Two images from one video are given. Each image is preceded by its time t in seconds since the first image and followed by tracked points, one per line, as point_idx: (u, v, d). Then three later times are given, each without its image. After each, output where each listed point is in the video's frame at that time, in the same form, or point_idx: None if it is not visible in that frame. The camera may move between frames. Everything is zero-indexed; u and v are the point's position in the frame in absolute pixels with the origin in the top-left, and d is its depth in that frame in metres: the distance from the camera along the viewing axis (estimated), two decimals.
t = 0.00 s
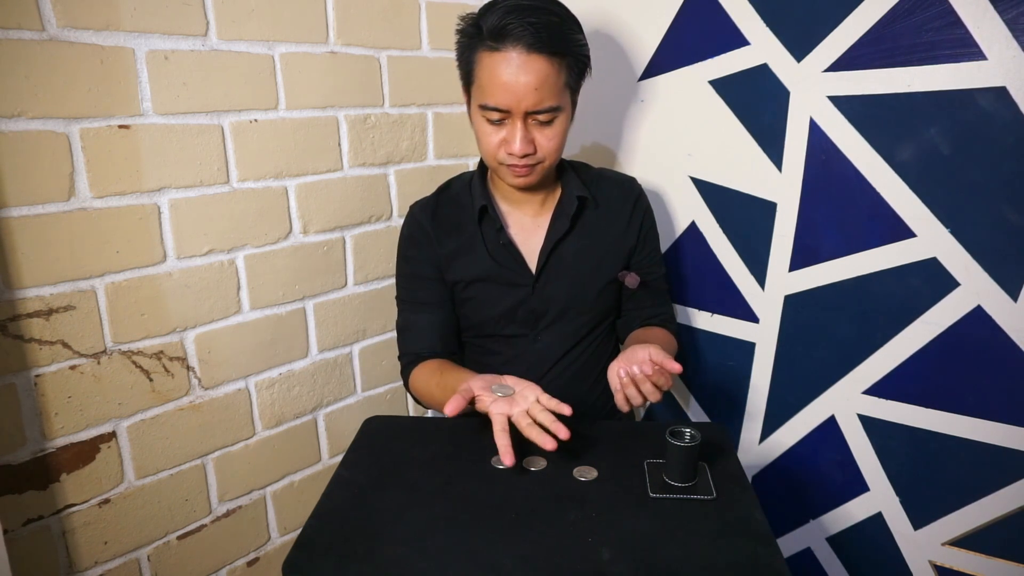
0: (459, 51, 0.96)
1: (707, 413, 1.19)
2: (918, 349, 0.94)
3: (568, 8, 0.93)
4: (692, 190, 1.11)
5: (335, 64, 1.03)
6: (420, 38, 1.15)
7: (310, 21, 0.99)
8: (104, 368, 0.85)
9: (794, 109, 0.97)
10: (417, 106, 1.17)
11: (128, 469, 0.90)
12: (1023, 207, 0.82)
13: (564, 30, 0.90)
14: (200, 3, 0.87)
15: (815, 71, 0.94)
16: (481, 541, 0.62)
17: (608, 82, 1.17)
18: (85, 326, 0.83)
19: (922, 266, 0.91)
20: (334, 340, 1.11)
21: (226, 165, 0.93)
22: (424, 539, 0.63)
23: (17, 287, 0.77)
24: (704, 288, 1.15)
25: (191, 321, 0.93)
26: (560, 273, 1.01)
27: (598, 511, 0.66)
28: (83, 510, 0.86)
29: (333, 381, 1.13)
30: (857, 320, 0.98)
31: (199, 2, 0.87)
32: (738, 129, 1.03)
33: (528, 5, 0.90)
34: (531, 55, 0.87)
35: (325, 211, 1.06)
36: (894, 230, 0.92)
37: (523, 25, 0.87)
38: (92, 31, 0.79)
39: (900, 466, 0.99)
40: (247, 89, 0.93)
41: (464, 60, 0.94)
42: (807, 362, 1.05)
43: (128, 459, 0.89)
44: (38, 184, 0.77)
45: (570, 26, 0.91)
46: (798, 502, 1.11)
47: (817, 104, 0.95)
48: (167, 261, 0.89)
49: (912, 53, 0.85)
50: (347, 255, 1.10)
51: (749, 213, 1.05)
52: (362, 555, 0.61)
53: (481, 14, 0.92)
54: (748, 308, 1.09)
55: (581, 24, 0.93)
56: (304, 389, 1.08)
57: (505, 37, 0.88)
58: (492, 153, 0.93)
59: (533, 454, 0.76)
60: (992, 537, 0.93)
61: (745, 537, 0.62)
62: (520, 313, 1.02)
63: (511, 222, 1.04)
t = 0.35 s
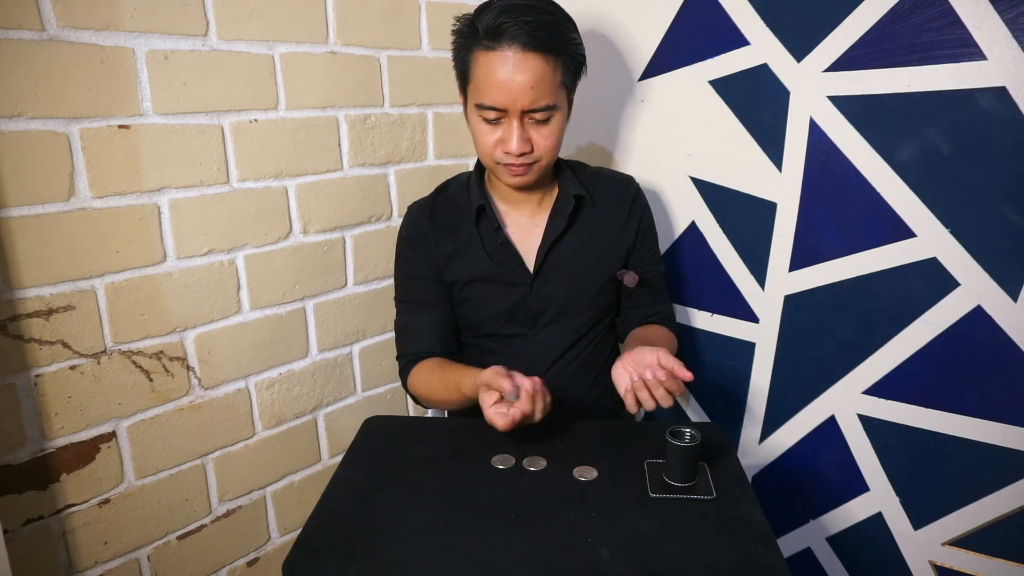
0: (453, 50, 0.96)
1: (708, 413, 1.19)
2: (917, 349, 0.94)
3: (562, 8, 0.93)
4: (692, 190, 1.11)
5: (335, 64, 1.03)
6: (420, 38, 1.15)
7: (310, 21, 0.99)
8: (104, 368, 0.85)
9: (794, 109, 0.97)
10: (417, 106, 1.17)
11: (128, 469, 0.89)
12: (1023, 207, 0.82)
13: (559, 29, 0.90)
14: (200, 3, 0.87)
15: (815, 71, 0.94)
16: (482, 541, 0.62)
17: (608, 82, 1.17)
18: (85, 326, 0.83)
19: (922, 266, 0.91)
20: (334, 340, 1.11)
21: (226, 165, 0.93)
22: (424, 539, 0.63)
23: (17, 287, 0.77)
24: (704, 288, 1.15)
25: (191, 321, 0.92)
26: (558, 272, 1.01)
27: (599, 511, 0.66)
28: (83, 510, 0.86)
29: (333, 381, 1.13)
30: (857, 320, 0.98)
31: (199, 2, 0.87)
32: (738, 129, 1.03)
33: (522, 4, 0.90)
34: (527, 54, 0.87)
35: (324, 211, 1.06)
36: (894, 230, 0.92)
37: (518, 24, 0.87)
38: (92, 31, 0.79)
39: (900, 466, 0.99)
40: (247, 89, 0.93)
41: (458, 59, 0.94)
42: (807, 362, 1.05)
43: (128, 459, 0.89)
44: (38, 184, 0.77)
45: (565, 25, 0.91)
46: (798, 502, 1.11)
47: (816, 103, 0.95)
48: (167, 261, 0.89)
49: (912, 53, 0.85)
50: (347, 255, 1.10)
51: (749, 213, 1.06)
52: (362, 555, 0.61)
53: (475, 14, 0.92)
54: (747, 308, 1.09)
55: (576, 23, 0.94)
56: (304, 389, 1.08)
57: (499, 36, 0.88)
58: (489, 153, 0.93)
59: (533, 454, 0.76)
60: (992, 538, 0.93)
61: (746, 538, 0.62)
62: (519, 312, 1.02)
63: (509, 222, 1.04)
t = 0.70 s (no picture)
0: (450, 63, 0.96)
1: (708, 413, 1.19)
2: (917, 349, 0.94)
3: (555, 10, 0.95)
4: (692, 190, 1.11)
5: (335, 64, 1.03)
6: (420, 38, 1.15)
7: (310, 21, 0.99)
8: (104, 368, 0.85)
9: (794, 108, 0.97)
10: (417, 106, 1.17)
11: (128, 469, 0.89)
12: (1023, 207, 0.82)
13: (560, 30, 0.91)
14: (200, 3, 0.87)
15: (815, 71, 0.94)
16: (482, 541, 0.62)
17: (608, 82, 1.17)
18: (85, 326, 0.83)
19: (922, 266, 0.90)
20: (334, 340, 1.11)
21: (226, 165, 0.93)
22: (424, 538, 0.63)
23: (17, 287, 0.77)
24: (704, 288, 1.15)
25: (191, 321, 0.92)
26: (553, 267, 1.01)
27: (599, 511, 0.66)
28: (83, 510, 0.86)
29: (333, 381, 1.13)
30: (857, 320, 0.98)
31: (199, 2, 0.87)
32: (738, 129, 1.03)
33: (516, 8, 0.90)
34: (538, 57, 0.87)
35: (324, 211, 1.06)
36: (894, 230, 0.92)
37: (517, 28, 0.88)
38: (92, 31, 0.79)
39: (900, 466, 0.99)
40: (247, 89, 0.93)
41: (458, 71, 0.94)
42: (807, 362, 1.05)
43: (128, 459, 0.89)
44: (38, 184, 0.77)
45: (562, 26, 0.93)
46: (798, 502, 1.11)
47: (816, 104, 0.95)
48: (167, 261, 0.89)
49: (912, 53, 0.85)
50: (347, 255, 1.10)
51: (749, 213, 1.06)
52: (362, 555, 0.61)
53: (471, 22, 0.91)
54: (747, 308, 1.09)
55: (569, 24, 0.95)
56: (304, 389, 1.08)
57: (501, 42, 0.88)
58: (504, 160, 0.93)
59: (534, 454, 0.76)
60: (993, 538, 0.93)
61: (746, 538, 0.62)
62: (515, 309, 1.02)
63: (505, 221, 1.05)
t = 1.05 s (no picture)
0: (453, 75, 0.95)
1: (707, 413, 1.19)
2: (917, 349, 0.94)
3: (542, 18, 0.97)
4: (692, 190, 1.11)
5: (335, 64, 1.03)
6: (420, 38, 1.15)
7: (310, 21, 0.99)
8: (104, 368, 0.85)
9: (794, 108, 0.97)
10: (417, 106, 1.17)
11: (128, 469, 0.90)
12: (1023, 207, 0.82)
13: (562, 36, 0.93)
14: (200, 3, 0.87)
15: (815, 71, 0.94)
16: (482, 541, 0.62)
17: (608, 82, 1.17)
18: (85, 326, 0.83)
19: (922, 266, 0.91)
20: (334, 340, 1.11)
21: (226, 165, 0.93)
22: (423, 539, 0.63)
23: (17, 287, 0.77)
24: (704, 288, 1.15)
25: (192, 321, 0.93)
26: (548, 268, 1.01)
27: (598, 511, 0.66)
28: (83, 510, 0.86)
29: (333, 381, 1.13)
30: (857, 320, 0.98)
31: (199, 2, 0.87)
32: (738, 129, 1.03)
33: (517, 15, 0.91)
34: (553, 62, 0.89)
35: (324, 211, 1.06)
36: (894, 230, 0.92)
37: (527, 33, 0.89)
38: (92, 31, 0.79)
39: (900, 466, 0.99)
40: (247, 89, 0.93)
41: (464, 82, 0.94)
42: (807, 362, 1.05)
43: (128, 459, 0.89)
44: (38, 184, 0.77)
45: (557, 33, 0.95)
46: (798, 502, 1.11)
47: (816, 104, 0.95)
48: (167, 261, 0.89)
49: (912, 53, 0.85)
50: (347, 255, 1.11)
51: (749, 213, 1.06)
52: (362, 555, 0.61)
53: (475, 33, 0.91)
54: (747, 308, 1.10)
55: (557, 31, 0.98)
56: (304, 389, 1.08)
57: (512, 49, 0.88)
58: (526, 166, 0.92)
59: (533, 454, 0.76)
60: (992, 538, 0.93)
61: (745, 538, 0.62)
62: (510, 311, 1.01)
63: (498, 224, 1.05)
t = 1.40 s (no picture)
0: (424, 92, 0.94)
1: (707, 413, 1.19)
2: (917, 349, 0.94)
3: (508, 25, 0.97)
4: (692, 190, 1.11)
5: (335, 64, 1.03)
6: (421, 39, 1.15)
7: (310, 21, 0.99)
8: (104, 368, 0.85)
9: (793, 109, 0.97)
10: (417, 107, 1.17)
11: (128, 469, 0.90)
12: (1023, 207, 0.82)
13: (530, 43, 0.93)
14: (200, 3, 0.87)
15: (815, 71, 0.94)
16: (481, 541, 0.62)
17: (608, 82, 1.17)
18: (85, 326, 0.83)
19: (922, 266, 0.91)
20: (334, 340, 1.11)
21: (226, 165, 0.93)
22: (423, 539, 0.63)
23: (17, 287, 0.77)
24: (704, 288, 1.15)
25: (191, 321, 0.93)
26: (537, 270, 1.01)
27: (599, 511, 0.66)
28: (83, 510, 0.86)
29: (333, 381, 1.13)
30: (856, 320, 0.98)
31: (199, 2, 0.87)
32: (738, 129, 1.03)
33: (483, 26, 0.90)
34: (523, 73, 0.89)
35: (325, 211, 1.06)
36: (894, 230, 0.92)
37: (493, 47, 0.88)
38: (92, 31, 0.79)
39: (900, 466, 0.99)
40: (247, 89, 0.93)
41: (435, 99, 0.93)
42: (808, 361, 1.05)
43: (128, 459, 0.89)
44: (38, 184, 0.77)
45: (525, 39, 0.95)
46: (798, 502, 1.11)
47: (816, 104, 0.95)
48: (166, 261, 0.89)
49: (912, 53, 0.85)
50: (347, 255, 1.11)
51: (749, 213, 1.06)
52: (361, 555, 0.61)
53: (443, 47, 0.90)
54: (747, 308, 1.10)
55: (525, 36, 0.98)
56: (304, 389, 1.08)
57: (479, 64, 0.88)
58: (505, 178, 0.92)
59: (533, 454, 0.76)
60: (992, 538, 0.93)
61: (745, 538, 0.62)
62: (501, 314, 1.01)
63: (485, 229, 1.04)
